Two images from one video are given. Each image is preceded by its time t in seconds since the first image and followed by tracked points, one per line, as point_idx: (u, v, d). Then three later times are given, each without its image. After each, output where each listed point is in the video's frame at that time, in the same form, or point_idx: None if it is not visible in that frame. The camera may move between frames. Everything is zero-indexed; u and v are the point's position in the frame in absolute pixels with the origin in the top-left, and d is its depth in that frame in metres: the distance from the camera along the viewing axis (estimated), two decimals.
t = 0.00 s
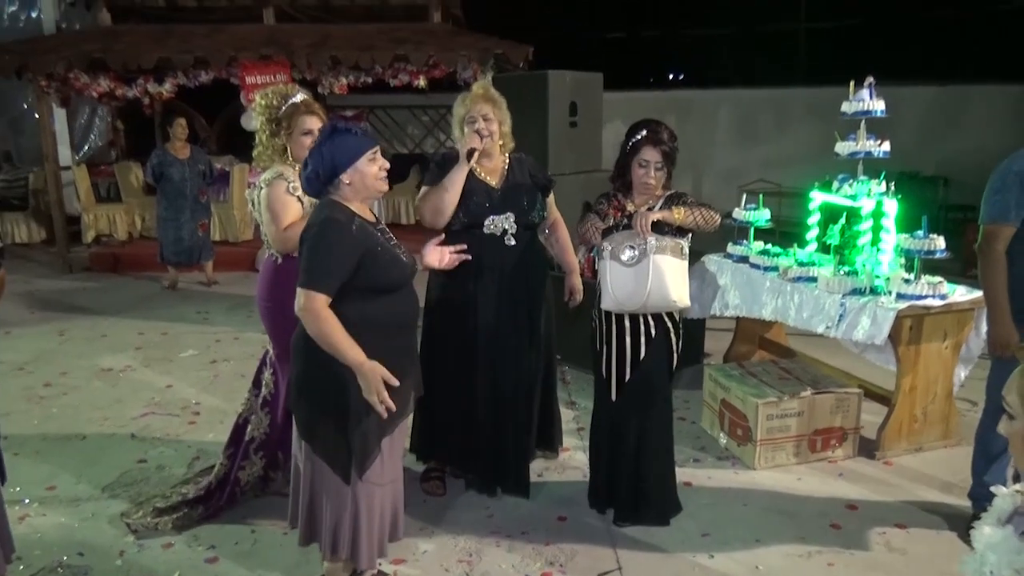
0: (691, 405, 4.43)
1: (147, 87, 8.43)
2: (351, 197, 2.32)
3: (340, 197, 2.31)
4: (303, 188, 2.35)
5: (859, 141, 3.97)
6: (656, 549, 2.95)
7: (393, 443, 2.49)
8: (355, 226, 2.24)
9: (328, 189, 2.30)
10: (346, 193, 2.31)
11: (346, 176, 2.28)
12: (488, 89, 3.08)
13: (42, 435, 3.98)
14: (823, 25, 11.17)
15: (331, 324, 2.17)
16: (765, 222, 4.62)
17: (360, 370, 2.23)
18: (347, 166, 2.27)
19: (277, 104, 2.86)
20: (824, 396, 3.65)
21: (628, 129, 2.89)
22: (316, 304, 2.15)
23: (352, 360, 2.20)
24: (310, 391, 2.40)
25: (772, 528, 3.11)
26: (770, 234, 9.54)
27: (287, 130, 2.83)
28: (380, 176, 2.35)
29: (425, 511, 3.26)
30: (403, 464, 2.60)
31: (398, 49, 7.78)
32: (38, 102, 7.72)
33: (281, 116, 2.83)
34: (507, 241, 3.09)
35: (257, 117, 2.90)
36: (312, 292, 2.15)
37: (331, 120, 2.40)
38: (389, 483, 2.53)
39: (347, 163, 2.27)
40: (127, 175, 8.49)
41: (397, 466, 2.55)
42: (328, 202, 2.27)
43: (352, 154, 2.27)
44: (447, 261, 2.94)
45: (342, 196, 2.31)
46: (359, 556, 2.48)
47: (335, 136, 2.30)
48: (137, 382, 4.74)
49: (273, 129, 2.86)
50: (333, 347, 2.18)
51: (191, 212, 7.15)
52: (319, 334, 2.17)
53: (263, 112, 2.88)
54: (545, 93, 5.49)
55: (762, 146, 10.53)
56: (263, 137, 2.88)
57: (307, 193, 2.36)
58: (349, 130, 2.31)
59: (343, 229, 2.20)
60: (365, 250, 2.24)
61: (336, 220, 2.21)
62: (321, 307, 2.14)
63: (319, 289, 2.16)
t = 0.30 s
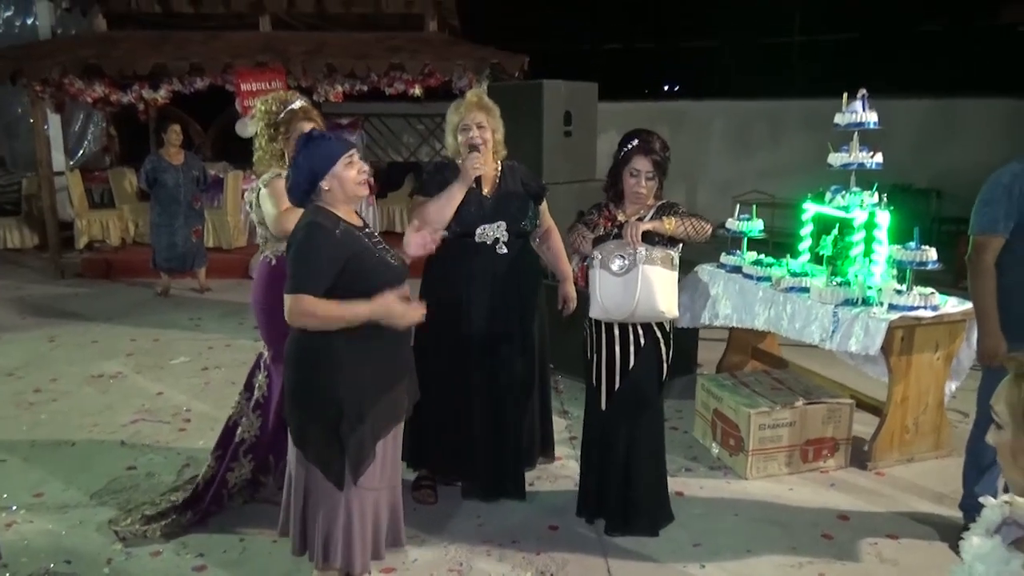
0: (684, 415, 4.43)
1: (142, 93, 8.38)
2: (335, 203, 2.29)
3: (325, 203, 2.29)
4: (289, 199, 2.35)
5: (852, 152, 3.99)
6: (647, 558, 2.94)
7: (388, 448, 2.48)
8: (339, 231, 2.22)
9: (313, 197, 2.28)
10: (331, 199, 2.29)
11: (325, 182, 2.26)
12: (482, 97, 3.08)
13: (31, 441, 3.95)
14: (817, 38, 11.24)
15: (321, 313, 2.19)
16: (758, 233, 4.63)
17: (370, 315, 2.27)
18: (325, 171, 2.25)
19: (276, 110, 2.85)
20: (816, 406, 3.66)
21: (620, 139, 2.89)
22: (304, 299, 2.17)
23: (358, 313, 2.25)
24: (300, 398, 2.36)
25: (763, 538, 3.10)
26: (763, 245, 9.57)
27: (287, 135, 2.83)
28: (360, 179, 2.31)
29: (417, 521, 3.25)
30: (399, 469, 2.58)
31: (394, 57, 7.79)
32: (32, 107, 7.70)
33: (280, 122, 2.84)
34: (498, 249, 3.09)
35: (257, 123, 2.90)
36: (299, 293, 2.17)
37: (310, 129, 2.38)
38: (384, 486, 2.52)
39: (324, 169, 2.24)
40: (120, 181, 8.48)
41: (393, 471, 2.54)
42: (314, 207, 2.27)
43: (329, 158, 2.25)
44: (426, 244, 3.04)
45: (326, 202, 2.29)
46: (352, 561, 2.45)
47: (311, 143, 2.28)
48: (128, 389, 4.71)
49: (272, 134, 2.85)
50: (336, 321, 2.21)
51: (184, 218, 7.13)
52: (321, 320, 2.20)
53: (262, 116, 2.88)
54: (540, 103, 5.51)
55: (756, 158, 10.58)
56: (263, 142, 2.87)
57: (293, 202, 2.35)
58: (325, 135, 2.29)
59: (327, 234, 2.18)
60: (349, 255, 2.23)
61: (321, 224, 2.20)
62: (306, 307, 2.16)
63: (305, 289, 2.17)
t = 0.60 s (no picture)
0: (676, 422, 4.43)
1: (135, 99, 8.39)
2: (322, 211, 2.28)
3: (312, 210, 2.27)
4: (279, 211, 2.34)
5: (843, 160, 4.00)
6: (640, 566, 2.93)
7: (385, 452, 2.45)
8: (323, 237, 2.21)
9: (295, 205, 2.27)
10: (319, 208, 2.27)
11: (308, 190, 2.24)
12: (476, 105, 3.09)
13: (20, 449, 3.93)
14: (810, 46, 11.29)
15: (320, 304, 2.16)
16: (750, 240, 4.64)
17: (348, 241, 2.14)
18: (307, 180, 2.23)
19: (267, 121, 2.86)
20: (808, 413, 3.66)
21: (610, 147, 2.91)
22: (297, 294, 2.16)
23: (332, 255, 2.12)
24: (292, 406, 2.34)
25: (754, 546, 3.10)
26: (756, 252, 9.59)
27: (275, 144, 2.83)
28: (343, 183, 2.28)
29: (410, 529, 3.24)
30: (401, 473, 2.54)
31: (388, 64, 7.80)
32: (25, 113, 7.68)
33: (269, 131, 2.84)
34: (489, 257, 3.10)
35: (250, 132, 2.91)
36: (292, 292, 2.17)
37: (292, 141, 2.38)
38: (383, 491, 2.47)
39: (305, 178, 2.23)
40: (113, 187, 8.34)
41: (391, 476, 2.49)
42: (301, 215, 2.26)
43: (308, 165, 2.24)
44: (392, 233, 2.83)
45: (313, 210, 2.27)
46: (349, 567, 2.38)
47: (291, 153, 2.28)
48: (119, 396, 4.69)
49: (264, 144, 2.86)
50: (331, 278, 2.13)
51: (177, 224, 7.11)
52: (328, 297, 2.15)
53: (255, 126, 2.88)
54: (534, 110, 5.51)
55: (749, 165, 10.62)
56: (257, 151, 2.87)
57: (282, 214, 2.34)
58: (304, 145, 2.29)
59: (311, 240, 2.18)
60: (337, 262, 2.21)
61: (306, 230, 2.21)
62: (306, 317, 2.17)
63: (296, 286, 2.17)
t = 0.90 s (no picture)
0: (670, 427, 4.42)
1: (128, 106, 8.29)
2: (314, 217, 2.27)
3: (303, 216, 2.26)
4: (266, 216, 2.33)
5: (835, 164, 4.01)
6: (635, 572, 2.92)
7: (380, 458, 2.43)
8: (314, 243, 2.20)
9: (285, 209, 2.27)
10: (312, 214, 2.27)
11: (300, 196, 2.24)
12: (470, 111, 3.09)
13: (10, 458, 3.91)
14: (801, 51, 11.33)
15: (309, 307, 2.15)
16: (743, 244, 4.64)
17: (332, 239, 2.14)
18: (298, 186, 2.23)
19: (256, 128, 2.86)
20: (802, 417, 3.66)
21: (598, 153, 2.92)
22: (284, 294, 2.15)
23: (316, 254, 2.11)
24: (285, 413, 2.33)
25: (749, 550, 3.10)
26: (750, 256, 9.62)
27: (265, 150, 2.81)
28: (335, 190, 2.28)
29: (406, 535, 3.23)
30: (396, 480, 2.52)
31: (381, 70, 7.81)
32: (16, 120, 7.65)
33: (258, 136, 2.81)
34: (481, 261, 3.09)
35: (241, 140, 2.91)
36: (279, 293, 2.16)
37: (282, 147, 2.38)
38: (380, 498, 2.44)
39: (297, 185, 2.22)
40: (106, 194, 8.33)
41: (387, 482, 2.46)
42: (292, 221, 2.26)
43: (299, 171, 2.23)
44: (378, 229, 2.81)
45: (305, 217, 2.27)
46: None
47: (282, 159, 2.27)
48: (111, 404, 4.67)
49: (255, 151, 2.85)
50: (315, 273, 2.12)
51: (170, 231, 7.10)
52: (317, 298, 2.14)
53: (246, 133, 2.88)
54: (527, 115, 5.51)
55: (742, 170, 10.64)
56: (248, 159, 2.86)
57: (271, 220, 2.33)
58: (294, 151, 2.28)
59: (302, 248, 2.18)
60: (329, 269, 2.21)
61: (296, 236, 2.21)
62: (298, 323, 2.17)
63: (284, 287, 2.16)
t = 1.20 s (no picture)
0: (666, 429, 4.43)
1: (118, 116, 8.18)
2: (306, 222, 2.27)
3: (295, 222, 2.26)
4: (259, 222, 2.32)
5: (826, 164, 4.02)
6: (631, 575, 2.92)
7: (372, 466, 2.42)
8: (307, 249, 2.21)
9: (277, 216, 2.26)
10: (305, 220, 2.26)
11: (292, 202, 2.23)
12: (461, 116, 3.09)
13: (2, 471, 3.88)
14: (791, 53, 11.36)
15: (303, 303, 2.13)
16: (736, 245, 4.65)
17: (321, 233, 2.13)
18: (291, 192, 2.22)
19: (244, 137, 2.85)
20: (797, 417, 3.67)
21: (584, 155, 2.91)
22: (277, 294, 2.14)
23: (307, 248, 2.11)
24: (275, 421, 2.32)
25: (746, 551, 3.10)
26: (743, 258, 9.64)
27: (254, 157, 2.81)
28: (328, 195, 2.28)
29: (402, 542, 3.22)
30: (388, 488, 2.51)
31: (372, 77, 7.81)
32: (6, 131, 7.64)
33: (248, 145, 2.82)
34: (474, 266, 3.09)
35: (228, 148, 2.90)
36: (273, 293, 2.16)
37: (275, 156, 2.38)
38: (373, 506, 2.44)
39: (289, 191, 2.22)
40: (97, 205, 8.31)
41: (379, 489, 2.45)
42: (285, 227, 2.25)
43: (291, 177, 2.23)
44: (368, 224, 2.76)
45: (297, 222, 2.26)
46: None
47: (275, 166, 2.28)
48: (105, 415, 4.65)
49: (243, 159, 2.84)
50: (305, 270, 2.11)
51: (162, 240, 7.08)
52: (310, 294, 2.13)
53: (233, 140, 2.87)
54: (518, 120, 5.52)
55: (734, 172, 10.67)
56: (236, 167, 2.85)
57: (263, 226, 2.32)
58: (287, 158, 2.29)
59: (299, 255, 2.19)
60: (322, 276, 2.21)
61: (289, 242, 2.21)
62: (293, 321, 2.15)
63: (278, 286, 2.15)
